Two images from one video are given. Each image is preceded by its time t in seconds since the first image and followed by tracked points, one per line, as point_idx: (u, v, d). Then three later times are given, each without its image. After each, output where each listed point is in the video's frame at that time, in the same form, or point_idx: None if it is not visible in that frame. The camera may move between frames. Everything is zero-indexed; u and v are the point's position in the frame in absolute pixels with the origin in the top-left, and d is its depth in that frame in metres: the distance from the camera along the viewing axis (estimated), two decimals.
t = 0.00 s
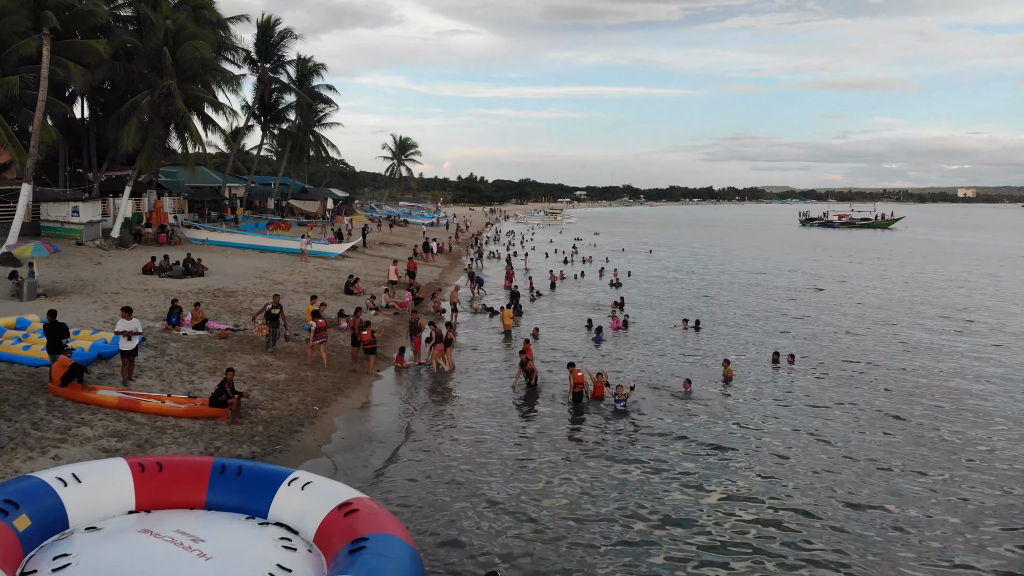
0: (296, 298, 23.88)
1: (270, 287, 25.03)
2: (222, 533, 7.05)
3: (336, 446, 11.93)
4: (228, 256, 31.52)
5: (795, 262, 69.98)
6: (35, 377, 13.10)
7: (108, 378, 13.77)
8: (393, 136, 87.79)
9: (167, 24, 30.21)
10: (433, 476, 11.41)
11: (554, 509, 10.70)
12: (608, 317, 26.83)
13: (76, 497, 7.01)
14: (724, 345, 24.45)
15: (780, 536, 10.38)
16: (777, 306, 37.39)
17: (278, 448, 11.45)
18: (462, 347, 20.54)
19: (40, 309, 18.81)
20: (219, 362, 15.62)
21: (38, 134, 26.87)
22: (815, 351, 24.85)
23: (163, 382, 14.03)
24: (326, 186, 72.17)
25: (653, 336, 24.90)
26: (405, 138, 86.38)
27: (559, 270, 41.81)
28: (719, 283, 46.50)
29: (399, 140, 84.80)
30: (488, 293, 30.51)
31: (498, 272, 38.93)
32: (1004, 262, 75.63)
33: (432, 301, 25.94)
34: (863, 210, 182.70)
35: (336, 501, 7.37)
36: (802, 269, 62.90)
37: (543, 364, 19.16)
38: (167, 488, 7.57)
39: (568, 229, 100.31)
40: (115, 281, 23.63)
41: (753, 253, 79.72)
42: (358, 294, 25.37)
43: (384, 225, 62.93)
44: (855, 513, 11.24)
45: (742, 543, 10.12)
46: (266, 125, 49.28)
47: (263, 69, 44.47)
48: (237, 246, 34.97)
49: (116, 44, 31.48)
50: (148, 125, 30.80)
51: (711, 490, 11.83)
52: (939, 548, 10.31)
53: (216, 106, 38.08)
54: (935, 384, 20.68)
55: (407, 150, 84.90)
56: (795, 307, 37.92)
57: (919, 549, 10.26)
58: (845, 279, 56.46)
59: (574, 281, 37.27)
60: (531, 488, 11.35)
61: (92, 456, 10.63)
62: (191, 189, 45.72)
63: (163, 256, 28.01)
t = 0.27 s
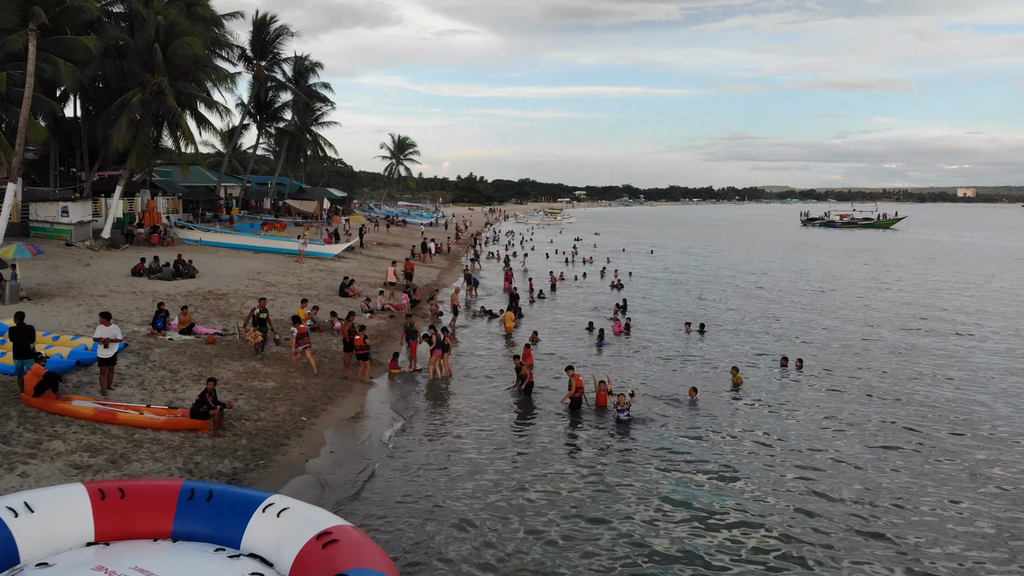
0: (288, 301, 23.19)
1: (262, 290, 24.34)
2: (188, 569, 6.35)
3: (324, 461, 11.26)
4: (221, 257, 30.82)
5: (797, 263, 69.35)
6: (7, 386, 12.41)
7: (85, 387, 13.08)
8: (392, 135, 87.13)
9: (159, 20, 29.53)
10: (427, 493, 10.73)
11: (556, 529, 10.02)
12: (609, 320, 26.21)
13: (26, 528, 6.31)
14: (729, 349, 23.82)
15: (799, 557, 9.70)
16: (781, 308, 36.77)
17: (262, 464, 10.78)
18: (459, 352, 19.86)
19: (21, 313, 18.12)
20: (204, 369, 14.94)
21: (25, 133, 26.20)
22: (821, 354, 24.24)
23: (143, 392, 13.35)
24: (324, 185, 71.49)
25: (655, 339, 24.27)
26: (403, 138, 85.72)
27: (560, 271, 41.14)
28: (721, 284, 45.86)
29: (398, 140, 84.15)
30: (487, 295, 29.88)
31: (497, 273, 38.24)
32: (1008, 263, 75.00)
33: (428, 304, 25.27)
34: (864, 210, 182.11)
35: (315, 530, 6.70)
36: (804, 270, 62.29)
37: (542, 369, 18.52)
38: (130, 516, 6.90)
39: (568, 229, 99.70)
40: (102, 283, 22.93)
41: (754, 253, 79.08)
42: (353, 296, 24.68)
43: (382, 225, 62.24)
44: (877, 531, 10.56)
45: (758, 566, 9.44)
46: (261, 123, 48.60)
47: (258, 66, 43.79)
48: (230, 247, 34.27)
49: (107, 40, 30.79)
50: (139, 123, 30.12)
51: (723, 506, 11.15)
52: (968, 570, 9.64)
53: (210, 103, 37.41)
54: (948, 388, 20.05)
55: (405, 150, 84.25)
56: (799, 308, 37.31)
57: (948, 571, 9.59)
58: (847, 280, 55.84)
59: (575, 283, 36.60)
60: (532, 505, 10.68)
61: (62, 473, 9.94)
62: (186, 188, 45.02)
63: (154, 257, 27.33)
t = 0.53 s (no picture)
0: (281, 304, 22.51)
1: (255, 292, 23.66)
2: None
3: (311, 477, 10.59)
4: (214, 258, 30.12)
5: (800, 264, 68.65)
6: None
7: (62, 397, 12.40)
8: (391, 135, 86.47)
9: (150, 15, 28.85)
10: (421, 511, 10.07)
11: (559, 549, 9.36)
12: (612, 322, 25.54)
13: None
14: (736, 353, 23.14)
15: None
16: (786, 309, 36.08)
17: (245, 480, 10.12)
18: (457, 356, 19.20)
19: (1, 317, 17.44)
20: (189, 377, 14.27)
21: (12, 130, 25.53)
22: (830, 358, 23.57)
23: (123, 401, 12.69)
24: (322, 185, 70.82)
25: (659, 342, 23.59)
26: (403, 138, 85.03)
27: (561, 272, 40.46)
28: (724, 286, 45.18)
29: (397, 140, 83.47)
30: (487, 297, 29.20)
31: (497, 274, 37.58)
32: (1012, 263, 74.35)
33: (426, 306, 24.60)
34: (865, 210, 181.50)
35: (288, 562, 6.11)
36: (807, 270, 61.59)
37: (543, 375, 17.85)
38: (85, 550, 6.33)
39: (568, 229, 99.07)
40: (89, 286, 22.26)
41: (757, 254, 78.39)
42: (348, 299, 24.01)
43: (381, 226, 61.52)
44: (902, 551, 9.91)
45: None
46: (258, 122, 47.92)
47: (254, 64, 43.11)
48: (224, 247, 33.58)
49: (97, 37, 30.13)
50: (130, 121, 29.45)
51: (736, 523, 10.48)
52: None
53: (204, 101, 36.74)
54: (962, 393, 19.38)
55: (404, 149, 83.61)
56: (804, 310, 36.62)
57: None
58: (851, 281, 55.15)
59: (577, 284, 35.94)
60: (533, 523, 10.02)
61: (29, 492, 9.24)
62: (180, 188, 44.33)
63: (145, 258, 26.65)
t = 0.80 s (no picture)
0: (273, 306, 21.85)
1: (247, 295, 22.99)
2: None
3: (297, 495, 9.94)
4: (207, 259, 29.44)
5: (802, 264, 67.98)
6: None
7: (37, 408, 11.74)
8: (390, 134, 85.78)
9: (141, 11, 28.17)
10: (414, 532, 9.40)
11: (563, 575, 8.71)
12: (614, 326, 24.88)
13: None
14: (742, 357, 22.47)
15: None
16: (791, 311, 35.43)
17: (226, 500, 9.47)
18: (455, 362, 18.54)
19: None
20: (173, 386, 13.60)
21: None
22: (839, 361, 22.91)
23: (102, 413, 12.03)
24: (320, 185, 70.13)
25: (664, 346, 22.94)
26: (402, 137, 84.28)
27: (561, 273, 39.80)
28: (727, 287, 44.52)
29: (395, 139, 82.78)
30: (486, 299, 28.55)
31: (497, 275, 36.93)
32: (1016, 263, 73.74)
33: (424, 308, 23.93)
34: (866, 209, 180.93)
35: None
36: (810, 271, 60.93)
37: (544, 381, 17.19)
38: None
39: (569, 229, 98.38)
40: (76, 288, 21.58)
41: (758, 254, 77.71)
42: (343, 302, 23.34)
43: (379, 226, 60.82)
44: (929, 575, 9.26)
45: None
46: (254, 121, 47.26)
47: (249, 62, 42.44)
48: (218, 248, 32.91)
49: (87, 34, 29.45)
50: (121, 120, 28.78)
51: (751, 545, 9.82)
52: None
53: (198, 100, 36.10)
54: (979, 399, 18.72)
55: (403, 149, 82.92)
56: (809, 312, 35.96)
57: None
58: (855, 282, 54.48)
59: (578, 286, 35.29)
60: (535, 546, 9.36)
61: None
62: (175, 188, 43.65)
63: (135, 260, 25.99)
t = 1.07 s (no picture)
0: (266, 310, 21.19)
1: (239, 298, 22.34)
2: None
3: (282, 517, 9.33)
4: (200, 261, 28.79)
5: (805, 265, 67.41)
6: None
7: (8, 421, 11.11)
8: (389, 134, 85.17)
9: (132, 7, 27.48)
10: (405, 555, 8.81)
11: None
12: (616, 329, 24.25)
13: None
14: (749, 361, 21.83)
15: None
16: (795, 313, 34.80)
17: (205, 523, 8.84)
18: (453, 368, 17.89)
19: None
20: (155, 395, 12.96)
21: None
22: (847, 365, 22.30)
23: (78, 426, 11.38)
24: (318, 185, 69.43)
25: (667, 350, 22.32)
26: (400, 137, 83.66)
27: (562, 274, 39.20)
28: (729, 288, 43.89)
29: (393, 139, 82.11)
30: (485, 302, 27.90)
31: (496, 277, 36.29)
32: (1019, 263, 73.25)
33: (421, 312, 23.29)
34: (866, 209, 180.50)
35: None
36: (813, 272, 60.31)
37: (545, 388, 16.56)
38: None
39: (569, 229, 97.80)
40: (62, 291, 20.92)
41: (760, 254, 77.09)
42: (338, 304, 22.71)
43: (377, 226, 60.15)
44: None
45: None
46: (249, 120, 46.61)
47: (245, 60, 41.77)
48: (212, 249, 32.26)
49: (77, 30, 28.78)
50: (111, 118, 28.12)
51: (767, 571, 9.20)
52: None
53: (192, 99, 35.47)
54: (993, 407, 18.14)
55: (402, 148, 82.26)
56: (814, 314, 35.33)
57: None
58: (858, 283, 53.88)
59: (579, 288, 34.70)
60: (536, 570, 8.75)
61: None
62: (170, 188, 42.99)
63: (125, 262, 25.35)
